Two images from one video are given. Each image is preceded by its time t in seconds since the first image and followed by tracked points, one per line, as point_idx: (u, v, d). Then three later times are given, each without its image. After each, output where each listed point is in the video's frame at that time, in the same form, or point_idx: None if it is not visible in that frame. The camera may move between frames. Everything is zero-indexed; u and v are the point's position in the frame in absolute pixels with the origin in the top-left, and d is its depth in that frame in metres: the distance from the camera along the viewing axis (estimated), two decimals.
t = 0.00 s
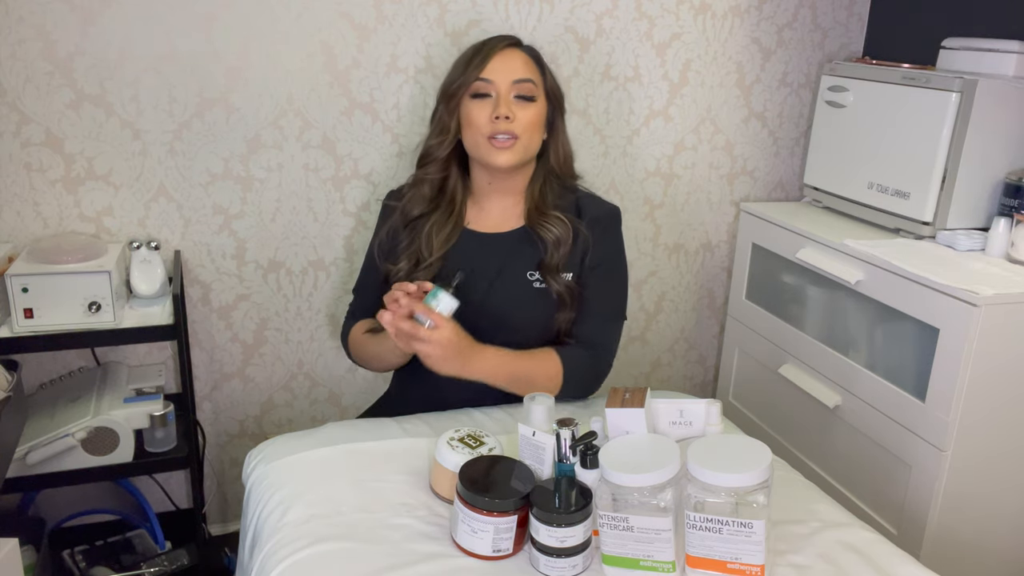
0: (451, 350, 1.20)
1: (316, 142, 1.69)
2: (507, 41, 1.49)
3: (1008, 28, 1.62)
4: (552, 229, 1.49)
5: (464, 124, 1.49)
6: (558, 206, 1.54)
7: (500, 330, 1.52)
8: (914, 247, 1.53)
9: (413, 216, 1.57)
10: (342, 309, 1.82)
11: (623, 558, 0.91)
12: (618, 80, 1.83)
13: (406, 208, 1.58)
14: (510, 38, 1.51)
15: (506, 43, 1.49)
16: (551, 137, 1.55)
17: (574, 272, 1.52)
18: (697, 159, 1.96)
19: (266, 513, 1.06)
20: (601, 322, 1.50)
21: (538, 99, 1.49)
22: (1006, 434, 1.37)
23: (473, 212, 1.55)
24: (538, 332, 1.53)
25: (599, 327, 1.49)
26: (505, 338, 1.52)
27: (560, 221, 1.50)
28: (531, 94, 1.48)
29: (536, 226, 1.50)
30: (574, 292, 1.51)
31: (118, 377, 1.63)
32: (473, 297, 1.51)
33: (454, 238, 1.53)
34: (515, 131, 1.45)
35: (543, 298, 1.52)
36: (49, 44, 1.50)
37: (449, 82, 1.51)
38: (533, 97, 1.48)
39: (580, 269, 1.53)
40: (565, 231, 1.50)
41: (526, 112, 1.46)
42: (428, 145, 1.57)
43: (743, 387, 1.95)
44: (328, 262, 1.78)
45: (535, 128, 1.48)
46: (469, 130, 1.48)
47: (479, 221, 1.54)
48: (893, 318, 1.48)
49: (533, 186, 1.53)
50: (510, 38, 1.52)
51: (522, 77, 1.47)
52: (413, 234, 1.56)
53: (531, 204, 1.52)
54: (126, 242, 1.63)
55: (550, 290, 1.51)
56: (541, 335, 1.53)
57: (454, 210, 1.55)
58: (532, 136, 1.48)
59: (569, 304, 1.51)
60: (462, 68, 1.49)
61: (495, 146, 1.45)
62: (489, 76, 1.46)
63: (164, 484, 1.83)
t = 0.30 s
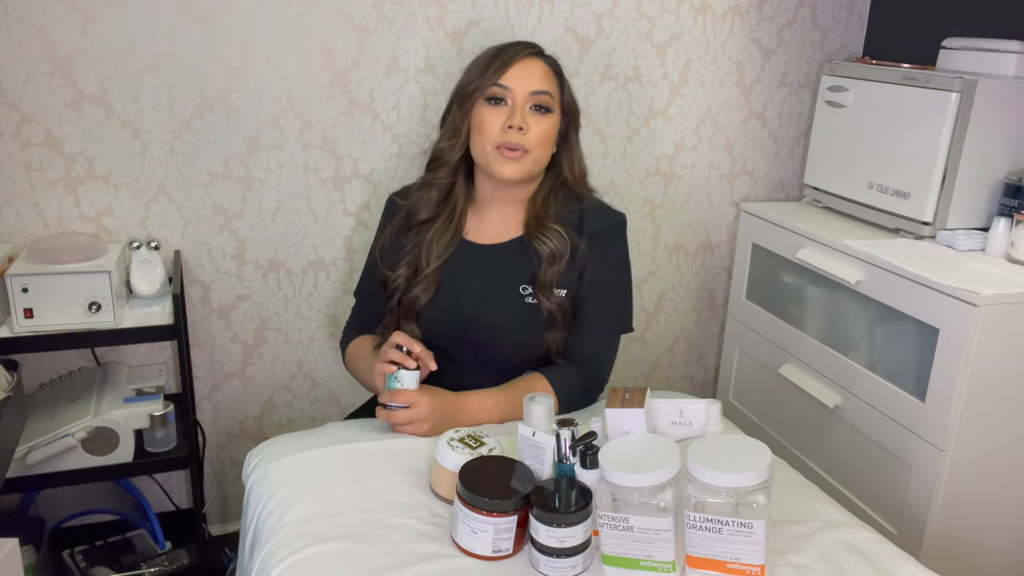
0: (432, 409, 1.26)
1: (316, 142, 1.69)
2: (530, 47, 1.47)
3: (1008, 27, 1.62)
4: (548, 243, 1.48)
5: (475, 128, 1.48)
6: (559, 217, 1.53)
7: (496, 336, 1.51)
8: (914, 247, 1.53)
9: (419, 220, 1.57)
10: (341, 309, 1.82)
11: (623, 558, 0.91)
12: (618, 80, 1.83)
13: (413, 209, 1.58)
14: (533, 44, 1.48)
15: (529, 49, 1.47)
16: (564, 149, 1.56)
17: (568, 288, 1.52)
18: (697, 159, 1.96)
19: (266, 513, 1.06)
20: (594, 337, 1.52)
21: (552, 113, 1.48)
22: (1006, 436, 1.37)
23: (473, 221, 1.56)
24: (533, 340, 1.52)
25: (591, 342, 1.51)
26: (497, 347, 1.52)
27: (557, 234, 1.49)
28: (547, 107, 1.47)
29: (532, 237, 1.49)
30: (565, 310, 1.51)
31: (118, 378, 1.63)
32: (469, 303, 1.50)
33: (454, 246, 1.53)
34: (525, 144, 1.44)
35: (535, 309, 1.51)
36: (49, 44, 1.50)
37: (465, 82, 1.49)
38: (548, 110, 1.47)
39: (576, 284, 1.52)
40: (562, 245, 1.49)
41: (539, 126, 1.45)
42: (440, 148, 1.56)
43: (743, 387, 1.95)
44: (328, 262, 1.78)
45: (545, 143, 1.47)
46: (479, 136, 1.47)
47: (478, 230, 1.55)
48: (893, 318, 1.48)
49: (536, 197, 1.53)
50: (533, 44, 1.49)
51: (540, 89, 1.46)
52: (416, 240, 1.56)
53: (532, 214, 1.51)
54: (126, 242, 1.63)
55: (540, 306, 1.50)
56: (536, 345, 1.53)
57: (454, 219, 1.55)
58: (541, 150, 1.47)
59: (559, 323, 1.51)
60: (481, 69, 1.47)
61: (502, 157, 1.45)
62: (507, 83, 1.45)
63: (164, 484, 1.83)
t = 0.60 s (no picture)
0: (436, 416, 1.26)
1: (316, 142, 1.69)
2: (547, 56, 1.47)
3: (1008, 27, 1.62)
4: (551, 253, 1.48)
5: (486, 135, 1.48)
6: (565, 225, 1.52)
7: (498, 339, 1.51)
8: (914, 247, 1.53)
9: (430, 222, 1.58)
10: (341, 309, 1.82)
11: (623, 558, 0.91)
12: (618, 79, 1.83)
13: (424, 211, 1.59)
14: (550, 52, 1.48)
15: (546, 58, 1.47)
16: (578, 158, 1.57)
17: (570, 300, 1.51)
18: (697, 159, 1.96)
19: (266, 514, 1.06)
20: (595, 346, 1.51)
21: (565, 123, 1.48)
22: (1005, 437, 1.37)
23: (482, 227, 1.56)
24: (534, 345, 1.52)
25: (591, 352, 1.51)
26: (499, 351, 1.51)
27: (562, 244, 1.48)
28: (559, 117, 1.47)
29: (536, 246, 1.48)
30: (564, 322, 1.50)
31: (118, 378, 1.63)
32: (471, 306, 1.50)
33: (462, 249, 1.53)
34: (535, 154, 1.45)
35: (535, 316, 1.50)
36: (49, 44, 1.50)
37: (480, 87, 1.50)
38: (560, 120, 1.47)
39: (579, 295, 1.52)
40: (565, 256, 1.48)
41: (550, 136, 1.45)
42: (453, 152, 1.57)
43: (743, 387, 1.95)
44: (328, 262, 1.78)
45: (556, 153, 1.47)
46: (489, 143, 1.47)
47: (485, 236, 1.55)
48: (893, 318, 1.48)
49: (545, 206, 1.53)
50: (551, 52, 1.49)
51: (554, 98, 1.46)
52: (425, 242, 1.57)
53: (538, 221, 1.51)
54: (126, 242, 1.63)
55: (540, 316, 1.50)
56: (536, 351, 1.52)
57: (465, 223, 1.56)
58: (551, 160, 1.47)
59: (557, 335, 1.50)
60: (496, 74, 1.47)
61: (510, 166, 1.45)
62: (520, 91, 1.45)
63: (164, 484, 1.83)
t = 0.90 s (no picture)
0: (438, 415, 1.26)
1: (316, 142, 1.69)
2: (563, 60, 1.47)
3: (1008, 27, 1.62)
4: (559, 263, 1.48)
5: (494, 134, 1.48)
6: (571, 236, 1.53)
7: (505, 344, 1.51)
8: (914, 247, 1.53)
9: (442, 224, 1.56)
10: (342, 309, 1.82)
11: (623, 559, 0.91)
12: (618, 79, 1.83)
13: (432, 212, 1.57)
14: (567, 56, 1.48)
15: (562, 62, 1.47)
16: (590, 167, 1.57)
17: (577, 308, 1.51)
18: (697, 159, 1.96)
19: (266, 514, 1.06)
20: (600, 351, 1.52)
21: (573, 130, 1.47)
22: (1005, 438, 1.37)
23: (488, 229, 1.55)
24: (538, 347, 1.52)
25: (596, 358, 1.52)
26: (506, 356, 1.52)
27: (569, 254, 1.48)
28: (568, 124, 1.46)
29: (543, 256, 1.48)
30: (571, 331, 1.50)
31: (118, 378, 1.63)
32: (475, 308, 1.50)
33: (472, 253, 1.52)
34: (539, 157, 1.43)
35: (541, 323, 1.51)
36: (49, 44, 1.50)
37: (494, 85, 1.50)
38: (569, 127, 1.46)
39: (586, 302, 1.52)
40: (573, 265, 1.48)
41: (557, 141, 1.44)
42: (463, 150, 1.57)
43: (743, 387, 1.95)
44: (328, 262, 1.78)
45: (561, 159, 1.46)
46: (495, 142, 1.46)
47: (489, 238, 1.54)
48: (893, 318, 1.48)
49: (549, 214, 1.53)
50: (569, 57, 1.49)
51: (565, 103, 1.45)
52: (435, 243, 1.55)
53: (543, 231, 1.51)
54: (126, 242, 1.63)
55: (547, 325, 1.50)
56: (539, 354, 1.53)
57: (472, 225, 1.54)
58: (555, 166, 1.46)
59: (564, 344, 1.50)
60: (511, 74, 1.47)
61: (513, 167, 1.44)
62: (532, 92, 1.44)
63: (164, 484, 1.83)
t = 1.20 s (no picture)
0: (438, 414, 1.26)
1: (316, 142, 1.69)
2: (554, 66, 1.45)
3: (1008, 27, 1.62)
4: (562, 275, 1.48)
5: (490, 147, 1.48)
6: (577, 248, 1.53)
7: (506, 345, 1.52)
8: (914, 247, 1.53)
9: (444, 236, 1.55)
10: (342, 308, 1.82)
11: (623, 558, 0.91)
12: (618, 79, 1.83)
13: (435, 224, 1.56)
14: (558, 61, 1.46)
15: (553, 68, 1.45)
16: (591, 168, 1.56)
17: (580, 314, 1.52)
18: (697, 159, 1.96)
19: (266, 514, 1.06)
20: (603, 351, 1.51)
21: (570, 136, 1.46)
22: (1005, 439, 1.37)
23: (494, 234, 1.56)
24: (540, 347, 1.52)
25: (599, 359, 1.51)
26: (510, 357, 1.53)
27: (573, 267, 1.49)
28: (564, 130, 1.45)
29: (546, 266, 1.48)
30: (569, 348, 1.50)
31: (118, 378, 1.63)
32: (478, 310, 1.50)
33: (477, 259, 1.52)
34: (537, 169, 1.43)
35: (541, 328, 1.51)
36: (49, 44, 1.50)
37: (486, 98, 1.49)
38: (565, 133, 1.45)
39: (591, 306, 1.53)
40: (576, 278, 1.48)
41: (553, 150, 1.44)
42: (460, 165, 1.55)
43: (743, 387, 1.95)
44: (327, 262, 1.78)
45: (559, 168, 1.46)
46: (492, 155, 1.47)
47: (496, 240, 1.55)
48: (893, 318, 1.48)
49: (557, 219, 1.53)
50: (561, 61, 1.47)
51: (558, 111, 1.44)
52: (440, 255, 1.55)
53: (549, 241, 1.51)
54: (126, 242, 1.63)
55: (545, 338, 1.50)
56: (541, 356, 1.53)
57: (477, 234, 1.54)
58: (555, 175, 1.46)
59: (559, 358, 1.51)
60: (501, 85, 1.46)
61: (512, 181, 1.44)
62: (523, 103, 1.44)
63: (164, 484, 1.83)
